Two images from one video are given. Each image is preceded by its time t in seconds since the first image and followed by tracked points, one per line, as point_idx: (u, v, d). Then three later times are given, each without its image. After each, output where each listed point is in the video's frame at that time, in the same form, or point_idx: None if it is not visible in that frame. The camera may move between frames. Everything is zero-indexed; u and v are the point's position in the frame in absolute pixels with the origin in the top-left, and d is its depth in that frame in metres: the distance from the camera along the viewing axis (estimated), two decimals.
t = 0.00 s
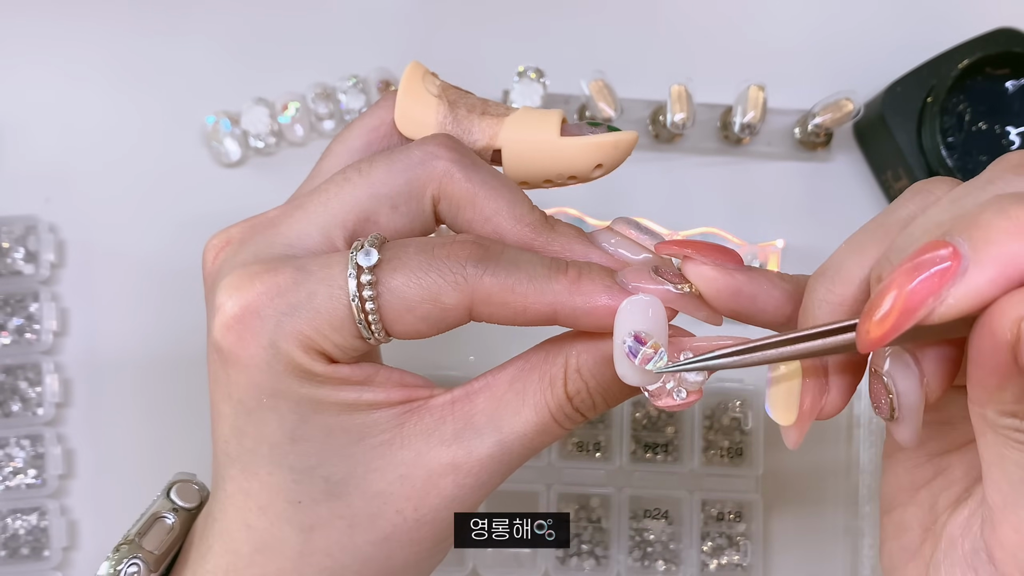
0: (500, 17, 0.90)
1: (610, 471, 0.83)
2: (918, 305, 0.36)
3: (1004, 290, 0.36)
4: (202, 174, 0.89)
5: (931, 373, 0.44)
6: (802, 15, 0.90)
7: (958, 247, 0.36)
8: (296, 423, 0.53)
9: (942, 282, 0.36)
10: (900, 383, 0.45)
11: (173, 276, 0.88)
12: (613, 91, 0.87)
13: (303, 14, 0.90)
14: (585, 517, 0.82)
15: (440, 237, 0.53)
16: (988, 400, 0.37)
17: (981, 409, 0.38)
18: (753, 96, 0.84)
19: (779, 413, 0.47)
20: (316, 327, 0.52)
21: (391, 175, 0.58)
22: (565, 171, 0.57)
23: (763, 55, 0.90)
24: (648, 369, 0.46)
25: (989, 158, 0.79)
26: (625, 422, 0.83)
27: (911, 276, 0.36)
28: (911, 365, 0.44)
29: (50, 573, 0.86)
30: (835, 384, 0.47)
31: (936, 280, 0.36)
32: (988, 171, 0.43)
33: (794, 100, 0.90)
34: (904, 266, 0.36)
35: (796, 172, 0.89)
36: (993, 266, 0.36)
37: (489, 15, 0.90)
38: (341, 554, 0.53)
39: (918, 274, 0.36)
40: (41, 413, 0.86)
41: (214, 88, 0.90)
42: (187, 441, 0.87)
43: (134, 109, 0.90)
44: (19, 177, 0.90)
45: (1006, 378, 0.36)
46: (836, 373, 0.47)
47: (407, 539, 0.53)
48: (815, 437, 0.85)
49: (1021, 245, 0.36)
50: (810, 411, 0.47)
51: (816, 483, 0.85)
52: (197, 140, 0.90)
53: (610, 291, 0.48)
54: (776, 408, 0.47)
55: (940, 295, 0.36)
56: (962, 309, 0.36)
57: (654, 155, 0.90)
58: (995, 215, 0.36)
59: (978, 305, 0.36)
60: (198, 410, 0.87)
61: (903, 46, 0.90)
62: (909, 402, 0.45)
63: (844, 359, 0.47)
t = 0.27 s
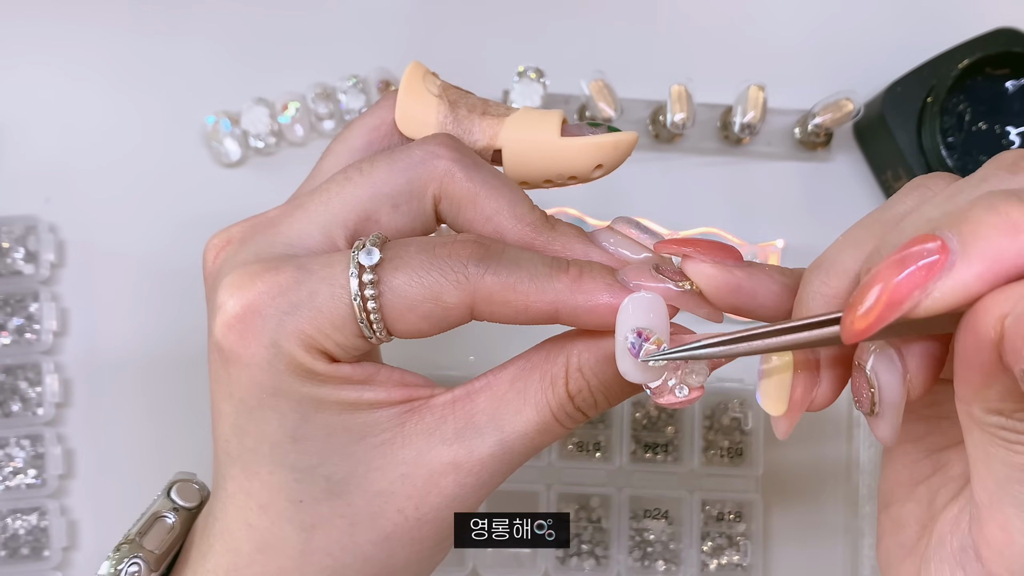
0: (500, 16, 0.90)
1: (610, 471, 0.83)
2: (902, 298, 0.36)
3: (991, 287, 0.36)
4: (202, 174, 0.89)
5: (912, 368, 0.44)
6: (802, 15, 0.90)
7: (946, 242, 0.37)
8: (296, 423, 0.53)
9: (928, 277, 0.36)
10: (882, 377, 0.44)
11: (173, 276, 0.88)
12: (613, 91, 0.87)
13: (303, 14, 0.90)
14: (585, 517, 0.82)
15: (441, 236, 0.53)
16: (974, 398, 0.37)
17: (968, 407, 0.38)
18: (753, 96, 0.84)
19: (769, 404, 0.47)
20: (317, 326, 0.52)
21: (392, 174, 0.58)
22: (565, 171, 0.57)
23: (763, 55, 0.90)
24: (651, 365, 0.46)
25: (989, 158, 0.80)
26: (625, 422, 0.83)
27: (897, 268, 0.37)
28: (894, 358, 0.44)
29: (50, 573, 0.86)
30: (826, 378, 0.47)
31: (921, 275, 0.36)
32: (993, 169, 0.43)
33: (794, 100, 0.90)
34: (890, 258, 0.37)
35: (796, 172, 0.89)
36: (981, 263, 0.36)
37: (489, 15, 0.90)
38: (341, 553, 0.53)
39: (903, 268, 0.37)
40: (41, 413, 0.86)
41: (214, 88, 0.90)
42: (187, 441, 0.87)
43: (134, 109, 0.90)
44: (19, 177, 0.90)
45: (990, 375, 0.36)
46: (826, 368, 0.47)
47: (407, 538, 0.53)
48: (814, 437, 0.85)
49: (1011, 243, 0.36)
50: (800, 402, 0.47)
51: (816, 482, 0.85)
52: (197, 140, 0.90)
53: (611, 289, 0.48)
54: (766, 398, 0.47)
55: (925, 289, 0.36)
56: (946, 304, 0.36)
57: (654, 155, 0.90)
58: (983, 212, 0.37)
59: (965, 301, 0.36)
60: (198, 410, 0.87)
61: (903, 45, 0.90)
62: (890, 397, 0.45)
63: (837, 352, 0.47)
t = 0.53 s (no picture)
0: (499, 16, 0.90)
1: (610, 471, 0.83)
2: (906, 291, 0.36)
3: (993, 279, 0.36)
4: (202, 174, 0.89)
5: (912, 361, 0.44)
6: (802, 15, 0.90)
7: (951, 234, 0.36)
8: (296, 422, 0.53)
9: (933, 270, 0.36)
10: (882, 371, 0.44)
11: (173, 277, 0.88)
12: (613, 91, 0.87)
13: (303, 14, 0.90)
14: (585, 517, 0.82)
15: (440, 236, 0.53)
16: (979, 392, 0.37)
17: (972, 402, 0.38)
18: (753, 96, 0.84)
19: (770, 400, 0.47)
20: (317, 326, 0.52)
21: (393, 174, 0.58)
22: (565, 172, 0.57)
23: (763, 55, 0.90)
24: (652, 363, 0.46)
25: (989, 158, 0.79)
26: (625, 422, 0.83)
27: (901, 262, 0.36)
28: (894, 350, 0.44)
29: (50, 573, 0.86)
30: (826, 372, 0.47)
31: (926, 268, 0.36)
32: (993, 169, 0.43)
33: (794, 100, 0.90)
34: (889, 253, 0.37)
35: (796, 172, 0.89)
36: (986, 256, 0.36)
37: (489, 14, 0.90)
38: (341, 554, 0.53)
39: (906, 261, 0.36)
40: (41, 413, 0.86)
41: (214, 88, 0.90)
42: (188, 441, 0.87)
43: (134, 109, 0.90)
44: (19, 177, 0.90)
45: (995, 369, 0.36)
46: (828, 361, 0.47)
47: (407, 538, 0.53)
48: (814, 437, 0.85)
49: (1014, 236, 0.36)
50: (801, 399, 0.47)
51: (816, 482, 0.85)
52: (197, 140, 0.90)
53: (611, 289, 0.48)
54: (767, 394, 0.47)
55: (929, 281, 0.36)
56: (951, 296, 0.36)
57: (654, 155, 0.90)
58: (989, 204, 0.36)
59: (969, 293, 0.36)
60: (198, 410, 0.87)
61: (904, 45, 0.90)
62: (889, 390, 0.45)
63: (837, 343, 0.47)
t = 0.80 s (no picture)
0: (500, 16, 0.90)
1: (610, 471, 0.83)
2: (938, 303, 0.36)
3: (1020, 288, 0.36)
4: (202, 174, 0.89)
5: (952, 368, 0.45)
6: (802, 15, 0.90)
7: (976, 245, 0.36)
8: (297, 423, 0.53)
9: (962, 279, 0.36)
10: (922, 380, 0.45)
11: (173, 276, 0.88)
12: (613, 91, 0.87)
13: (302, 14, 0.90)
14: (585, 517, 0.82)
15: (445, 237, 0.53)
16: (1009, 396, 0.37)
17: (1002, 406, 0.38)
18: (753, 96, 0.84)
19: (787, 406, 0.48)
20: (320, 325, 0.52)
21: (400, 175, 0.58)
22: (573, 178, 0.57)
23: (763, 55, 0.90)
24: (652, 363, 0.46)
25: (989, 158, 0.79)
26: (625, 422, 0.83)
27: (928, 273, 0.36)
28: (935, 359, 0.45)
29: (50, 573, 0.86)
30: (844, 382, 0.48)
31: (954, 280, 0.36)
32: (995, 168, 0.43)
33: (794, 100, 0.90)
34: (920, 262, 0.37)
35: (796, 172, 0.89)
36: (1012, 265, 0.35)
37: (489, 15, 0.90)
38: (339, 554, 0.53)
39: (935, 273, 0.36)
40: (41, 413, 0.86)
41: (214, 88, 0.90)
42: (188, 441, 0.87)
43: (134, 108, 0.90)
44: (19, 177, 0.90)
45: None
46: (844, 372, 0.48)
47: (404, 542, 0.53)
48: (815, 438, 0.85)
49: None
50: (820, 402, 0.47)
51: (817, 484, 0.85)
52: (196, 140, 0.90)
53: (614, 289, 0.48)
54: (783, 401, 0.48)
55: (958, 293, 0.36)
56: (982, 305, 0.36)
57: (654, 155, 0.90)
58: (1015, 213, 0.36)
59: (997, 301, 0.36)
60: (198, 410, 0.87)
61: (904, 45, 0.90)
62: (933, 398, 0.46)
63: (854, 357, 0.48)
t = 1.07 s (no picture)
0: (500, 16, 0.90)
1: (610, 471, 0.83)
2: (935, 302, 0.36)
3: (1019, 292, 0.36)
4: (202, 174, 0.89)
5: (945, 371, 0.45)
6: (802, 14, 0.90)
7: (975, 246, 0.36)
8: (297, 423, 0.53)
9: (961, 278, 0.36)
10: (913, 381, 0.45)
11: (173, 276, 0.88)
12: (613, 91, 0.87)
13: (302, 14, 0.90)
14: (585, 517, 0.82)
15: (446, 237, 0.53)
16: (1006, 400, 0.37)
17: (998, 410, 0.38)
18: (753, 96, 0.84)
19: (784, 405, 0.47)
20: (321, 326, 0.52)
21: (403, 178, 0.58)
22: (573, 180, 0.57)
23: (763, 55, 0.90)
24: (652, 359, 0.46)
25: (989, 158, 0.79)
26: (625, 422, 0.83)
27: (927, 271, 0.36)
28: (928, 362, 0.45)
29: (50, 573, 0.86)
30: (842, 382, 0.48)
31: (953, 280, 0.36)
32: (995, 169, 0.43)
33: (794, 100, 0.90)
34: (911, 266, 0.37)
35: (796, 172, 0.89)
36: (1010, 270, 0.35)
37: (489, 14, 0.90)
38: (339, 554, 0.53)
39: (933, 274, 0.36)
40: (41, 413, 0.86)
41: (213, 88, 0.90)
42: (188, 441, 0.87)
43: (135, 107, 0.90)
44: (19, 177, 0.90)
45: None
46: (841, 372, 0.48)
47: (404, 542, 0.53)
48: (815, 438, 0.85)
49: None
50: (814, 400, 0.47)
51: (817, 483, 0.85)
52: (196, 140, 0.90)
53: (616, 288, 0.48)
54: (781, 400, 0.47)
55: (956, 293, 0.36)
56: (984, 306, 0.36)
57: (654, 155, 0.90)
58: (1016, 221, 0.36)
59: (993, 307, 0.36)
60: (198, 410, 0.87)
61: (904, 45, 0.90)
62: (923, 401, 0.46)
63: (852, 356, 0.47)
